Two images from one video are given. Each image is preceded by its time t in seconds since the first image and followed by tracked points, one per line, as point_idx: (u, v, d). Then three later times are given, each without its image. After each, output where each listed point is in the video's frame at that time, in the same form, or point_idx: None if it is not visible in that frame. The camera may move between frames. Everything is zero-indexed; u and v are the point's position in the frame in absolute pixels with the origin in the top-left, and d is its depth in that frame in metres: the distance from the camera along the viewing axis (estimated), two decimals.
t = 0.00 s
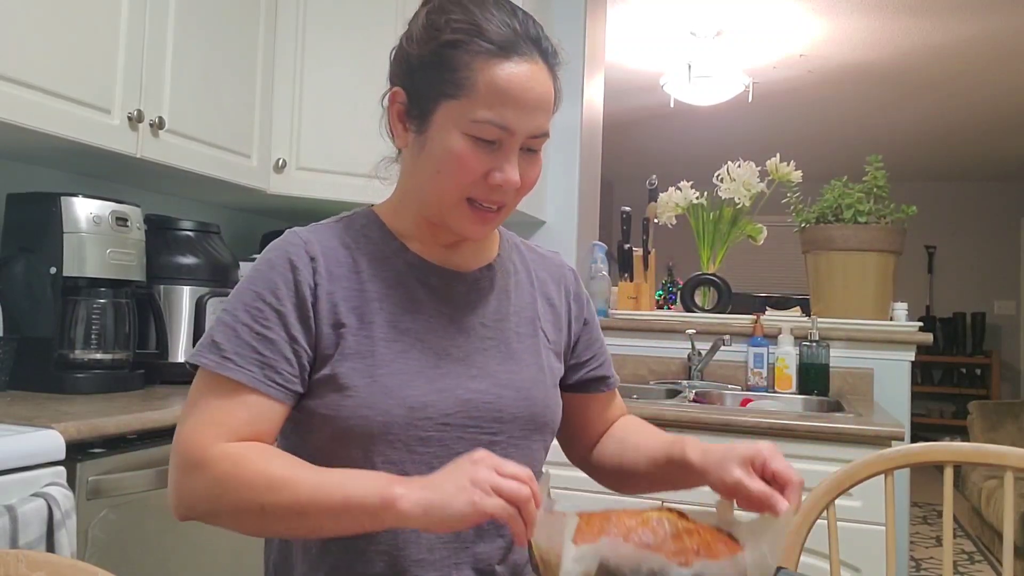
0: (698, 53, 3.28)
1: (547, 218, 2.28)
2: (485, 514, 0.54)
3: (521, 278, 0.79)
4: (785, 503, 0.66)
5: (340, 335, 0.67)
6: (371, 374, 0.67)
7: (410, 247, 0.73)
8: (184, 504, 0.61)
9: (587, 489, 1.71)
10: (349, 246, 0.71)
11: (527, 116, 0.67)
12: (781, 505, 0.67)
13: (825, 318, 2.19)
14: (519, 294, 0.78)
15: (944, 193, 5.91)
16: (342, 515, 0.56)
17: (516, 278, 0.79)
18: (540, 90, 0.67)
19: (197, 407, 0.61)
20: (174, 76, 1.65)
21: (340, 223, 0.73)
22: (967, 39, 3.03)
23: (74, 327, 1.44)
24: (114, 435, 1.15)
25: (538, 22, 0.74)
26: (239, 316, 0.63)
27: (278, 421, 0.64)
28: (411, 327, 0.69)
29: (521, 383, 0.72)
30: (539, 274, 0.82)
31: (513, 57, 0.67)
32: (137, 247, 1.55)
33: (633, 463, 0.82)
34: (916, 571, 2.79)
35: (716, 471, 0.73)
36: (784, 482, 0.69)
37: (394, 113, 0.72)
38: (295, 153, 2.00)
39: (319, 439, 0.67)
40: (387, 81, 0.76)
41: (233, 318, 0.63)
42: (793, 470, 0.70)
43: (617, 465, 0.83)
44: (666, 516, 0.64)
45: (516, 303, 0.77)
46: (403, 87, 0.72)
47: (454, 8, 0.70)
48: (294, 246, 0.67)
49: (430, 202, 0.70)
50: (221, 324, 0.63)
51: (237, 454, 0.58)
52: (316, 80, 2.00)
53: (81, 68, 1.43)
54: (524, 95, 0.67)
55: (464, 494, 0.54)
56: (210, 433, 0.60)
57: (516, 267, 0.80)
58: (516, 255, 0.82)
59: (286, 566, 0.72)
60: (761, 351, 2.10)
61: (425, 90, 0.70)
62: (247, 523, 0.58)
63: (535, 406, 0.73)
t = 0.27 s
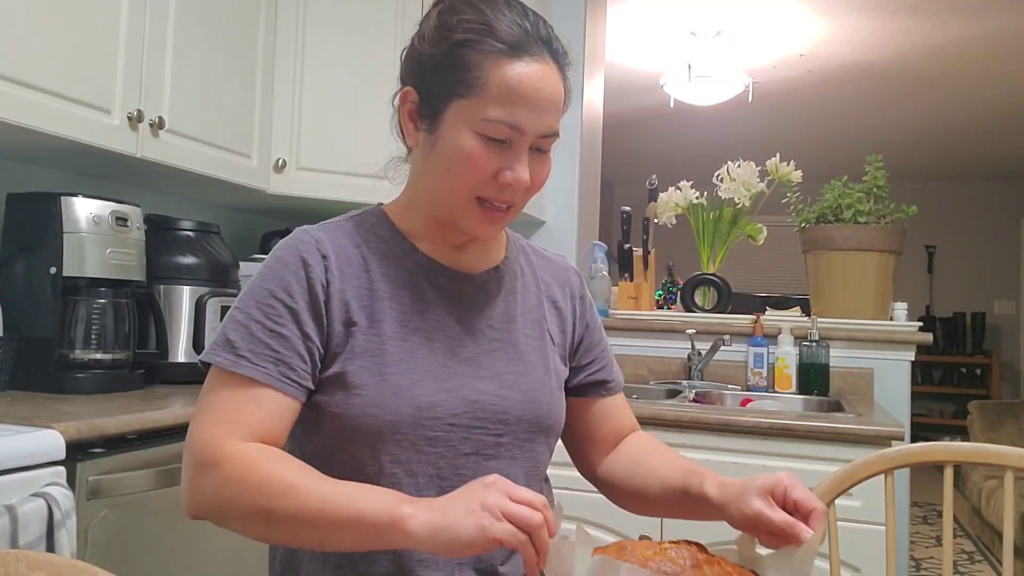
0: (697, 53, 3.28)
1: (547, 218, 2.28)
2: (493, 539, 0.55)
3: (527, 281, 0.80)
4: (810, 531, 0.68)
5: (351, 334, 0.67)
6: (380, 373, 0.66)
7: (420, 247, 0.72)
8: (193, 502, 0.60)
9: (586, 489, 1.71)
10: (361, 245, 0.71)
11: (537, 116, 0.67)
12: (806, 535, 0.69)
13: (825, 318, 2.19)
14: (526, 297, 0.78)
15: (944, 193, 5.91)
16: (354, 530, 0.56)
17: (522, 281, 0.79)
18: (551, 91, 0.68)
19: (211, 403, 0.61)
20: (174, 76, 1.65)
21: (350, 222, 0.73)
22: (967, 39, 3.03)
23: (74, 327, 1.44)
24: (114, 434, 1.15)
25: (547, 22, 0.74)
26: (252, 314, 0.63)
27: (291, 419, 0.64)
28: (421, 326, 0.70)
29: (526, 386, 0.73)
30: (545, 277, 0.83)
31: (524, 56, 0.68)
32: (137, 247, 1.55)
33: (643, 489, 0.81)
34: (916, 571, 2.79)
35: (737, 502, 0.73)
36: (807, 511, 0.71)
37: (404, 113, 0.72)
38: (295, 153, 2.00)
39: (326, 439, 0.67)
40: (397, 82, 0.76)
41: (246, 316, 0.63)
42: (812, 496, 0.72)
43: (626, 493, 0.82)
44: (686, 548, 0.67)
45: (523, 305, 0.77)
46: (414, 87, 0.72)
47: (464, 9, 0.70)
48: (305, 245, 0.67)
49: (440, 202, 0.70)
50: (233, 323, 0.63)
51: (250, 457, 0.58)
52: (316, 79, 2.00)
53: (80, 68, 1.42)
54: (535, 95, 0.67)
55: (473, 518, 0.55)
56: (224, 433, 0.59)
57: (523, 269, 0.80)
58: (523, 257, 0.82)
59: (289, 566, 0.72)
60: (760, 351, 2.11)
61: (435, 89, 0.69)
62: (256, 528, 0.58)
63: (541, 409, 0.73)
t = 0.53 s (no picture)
0: (698, 53, 3.28)
1: (547, 218, 2.28)
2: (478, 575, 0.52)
3: (532, 281, 0.80)
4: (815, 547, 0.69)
5: (357, 334, 0.67)
6: (386, 373, 0.66)
7: (426, 247, 0.73)
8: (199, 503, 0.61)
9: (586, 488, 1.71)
10: (366, 245, 0.71)
11: (546, 117, 0.67)
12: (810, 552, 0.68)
13: (826, 318, 2.19)
14: (531, 297, 0.78)
15: (944, 193, 5.91)
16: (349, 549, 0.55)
17: (528, 281, 0.79)
18: (560, 91, 0.68)
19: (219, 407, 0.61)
20: (174, 76, 1.65)
21: (356, 221, 0.72)
22: (967, 40, 3.03)
23: (74, 327, 1.44)
24: (114, 434, 1.15)
25: (556, 22, 0.74)
26: (257, 315, 0.63)
27: (296, 421, 0.64)
28: (426, 327, 0.70)
29: (532, 385, 0.73)
30: (550, 278, 0.83)
31: (534, 58, 0.67)
32: (137, 247, 1.55)
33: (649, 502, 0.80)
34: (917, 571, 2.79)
35: (742, 518, 0.73)
36: (814, 528, 0.70)
37: (413, 112, 0.72)
38: (295, 153, 2.00)
39: (329, 438, 0.67)
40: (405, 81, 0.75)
41: (251, 316, 0.63)
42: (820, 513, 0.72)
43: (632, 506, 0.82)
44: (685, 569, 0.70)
45: (528, 305, 0.77)
46: (423, 87, 0.71)
47: (474, 9, 0.70)
48: (311, 245, 0.67)
49: (447, 202, 0.70)
50: (239, 323, 0.63)
51: (254, 466, 0.58)
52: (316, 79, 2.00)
53: (80, 68, 1.42)
54: (544, 96, 0.67)
55: (459, 551, 0.53)
56: (231, 439, 0.60)
57: (528, 270, 0.80)
58: (528, 258, 0.82)
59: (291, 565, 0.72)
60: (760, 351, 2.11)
61: (444, 89, 0.69)
62: (255, 537, 0.58)
63: (547, 409, 0.73)
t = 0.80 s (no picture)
0: (698, 53, 3.28)
1: (547, 218, 2.28)
2: None
3: (533, 281, 0.80)
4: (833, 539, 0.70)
5: (355, 336, 0.67)
6: (384, 374, 0.66)
7: (427, 248, 0.73)
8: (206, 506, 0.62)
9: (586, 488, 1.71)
10: (365, 248, 0.71)
11: (549, 118, 0.67)
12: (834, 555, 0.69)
13: (826, 318, 2.19)
14: (532, 297, 0.79)
15: (944, 193, 5.91)
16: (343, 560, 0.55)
17: (529, 281, 0.79)
18: (562, 92, 0.68)
19: (222, 412, 0.62)
20: (174, 76, 1.65)
21: (355, 222, 0.72)
22: (966, 40, 3.03)
23: (74, 327, 1.44)
24: (114, 434, 1.15)
25: (558, 24, 0.74)
26: (255, 318, 0.63)
27: (296, 424, 0.64)
28: (424, 328, 0.70)
29: (531, 385, 0.73)
30: (552, 279, 0.83)
31: (537, 59, 0.68)
32: (137, 247, 1.55)
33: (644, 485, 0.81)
34: (916, 571, 2.79)
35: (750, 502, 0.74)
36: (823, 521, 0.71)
37: (415, 112, 0.72)
38: (295, 153, 2.00)
39: (328, 438, 0.67)
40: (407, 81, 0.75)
41: (249, 319, 0.63)
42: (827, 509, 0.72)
43: (623, 489, 0.82)
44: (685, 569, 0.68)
45: (529, 305, 0.77)
46: (425, 87, 0.71)
47: (478, 11, 0.70)
48: (309, 247, 0.67)
49: (449, 203, 0.70)
50: (237, 327, 0.63)
51: (253, 473, 0.59)
52: (316, 80, 2.00)
53: (80, 68, 1.42)
54: (546, 97, 0.67)
55: (443, 568, 0.53)
56: (232, 446, 0.60)
57: (529, 271, 0.80)
58: (530, 258, 0.82)
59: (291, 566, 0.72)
60: (761, 351, 2.11)
61: (447, 90, 0.69)
62: (254, 544, 0.58)
63: (546, 410, 0.73)
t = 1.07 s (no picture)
0: (697, 53, 3.28)
1: (547, 218, 2.28)
2: None
3: (533, 281, 0.80)
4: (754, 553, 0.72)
5: (355, 336, 0.67)
6: (385, 374, 0.66)
7: (427, 248, 0.73)
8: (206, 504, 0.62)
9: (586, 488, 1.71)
10: (366, 248, 0.70)
11: (548, 115, 0.67)
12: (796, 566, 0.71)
13: (826, 318, 2.19)
14: (532, 297, 0.79)
15: (944, 193, 5.91)
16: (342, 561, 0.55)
17: (529, 281, 0.79)
18: (561, 90, 0.68)
19: (222, 412, 0.62)
20: (174, 76, 1.65)
21: (355, 221, 0.72)
22: (966, 39, 3.04)
23: (74, 327, 1.44)
24: (114, 434, 1.15)
25: (555, 22, 0.74)
26: (256, 318, 0.63)
27: (296, 424, 0.65)
28: (424, 328, 0.70)
29: (531, 386, 0.73)
30: (552, 280, 0.83)
31: (535, 57, 0.68)
32: (137, 246, 1.55)
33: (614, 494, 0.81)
34: (916, 571, 2.79)
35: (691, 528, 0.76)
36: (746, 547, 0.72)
37: (414, 113, 0.72)
38: (295, 153, 2.00)
39: (328, 439, 0.67)
40: (406, 82, 0.75)
41: (250, 319, 0.63)
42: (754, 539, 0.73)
43: (593, 494, 0.82)
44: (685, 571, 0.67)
45: (529, 304, 0.78)
46: (424, 88, 0.71)
47: (476, 10, 0.70)
48: (310, 247, 0.67)
49: (449, 203, 0.70)
50: (238, 326, 0.63)
51: (254, 474, 0.59)
52: (316, 79, 2.00)
53: (81, 68, 1.43)
54: (545, 95, 0.67)
55: None
56: (232, 445, 0.60)
57: (529, 271, 0.80)
58: (530, 258, 0.82)
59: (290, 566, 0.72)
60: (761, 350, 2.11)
61: (446, 90, 0.69)
62: (253, 544, 0.58)
63: (546, 410, 0.73)
